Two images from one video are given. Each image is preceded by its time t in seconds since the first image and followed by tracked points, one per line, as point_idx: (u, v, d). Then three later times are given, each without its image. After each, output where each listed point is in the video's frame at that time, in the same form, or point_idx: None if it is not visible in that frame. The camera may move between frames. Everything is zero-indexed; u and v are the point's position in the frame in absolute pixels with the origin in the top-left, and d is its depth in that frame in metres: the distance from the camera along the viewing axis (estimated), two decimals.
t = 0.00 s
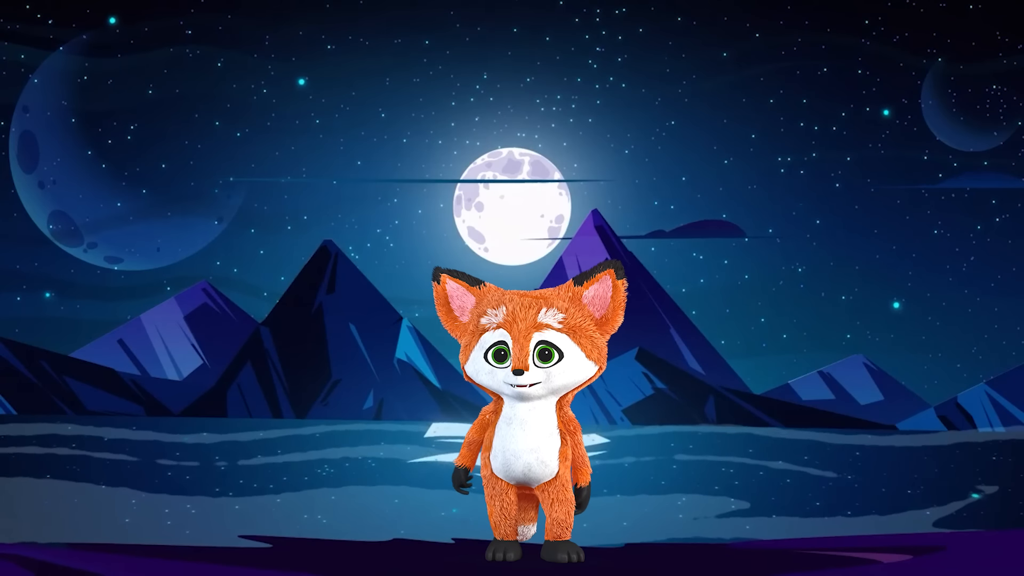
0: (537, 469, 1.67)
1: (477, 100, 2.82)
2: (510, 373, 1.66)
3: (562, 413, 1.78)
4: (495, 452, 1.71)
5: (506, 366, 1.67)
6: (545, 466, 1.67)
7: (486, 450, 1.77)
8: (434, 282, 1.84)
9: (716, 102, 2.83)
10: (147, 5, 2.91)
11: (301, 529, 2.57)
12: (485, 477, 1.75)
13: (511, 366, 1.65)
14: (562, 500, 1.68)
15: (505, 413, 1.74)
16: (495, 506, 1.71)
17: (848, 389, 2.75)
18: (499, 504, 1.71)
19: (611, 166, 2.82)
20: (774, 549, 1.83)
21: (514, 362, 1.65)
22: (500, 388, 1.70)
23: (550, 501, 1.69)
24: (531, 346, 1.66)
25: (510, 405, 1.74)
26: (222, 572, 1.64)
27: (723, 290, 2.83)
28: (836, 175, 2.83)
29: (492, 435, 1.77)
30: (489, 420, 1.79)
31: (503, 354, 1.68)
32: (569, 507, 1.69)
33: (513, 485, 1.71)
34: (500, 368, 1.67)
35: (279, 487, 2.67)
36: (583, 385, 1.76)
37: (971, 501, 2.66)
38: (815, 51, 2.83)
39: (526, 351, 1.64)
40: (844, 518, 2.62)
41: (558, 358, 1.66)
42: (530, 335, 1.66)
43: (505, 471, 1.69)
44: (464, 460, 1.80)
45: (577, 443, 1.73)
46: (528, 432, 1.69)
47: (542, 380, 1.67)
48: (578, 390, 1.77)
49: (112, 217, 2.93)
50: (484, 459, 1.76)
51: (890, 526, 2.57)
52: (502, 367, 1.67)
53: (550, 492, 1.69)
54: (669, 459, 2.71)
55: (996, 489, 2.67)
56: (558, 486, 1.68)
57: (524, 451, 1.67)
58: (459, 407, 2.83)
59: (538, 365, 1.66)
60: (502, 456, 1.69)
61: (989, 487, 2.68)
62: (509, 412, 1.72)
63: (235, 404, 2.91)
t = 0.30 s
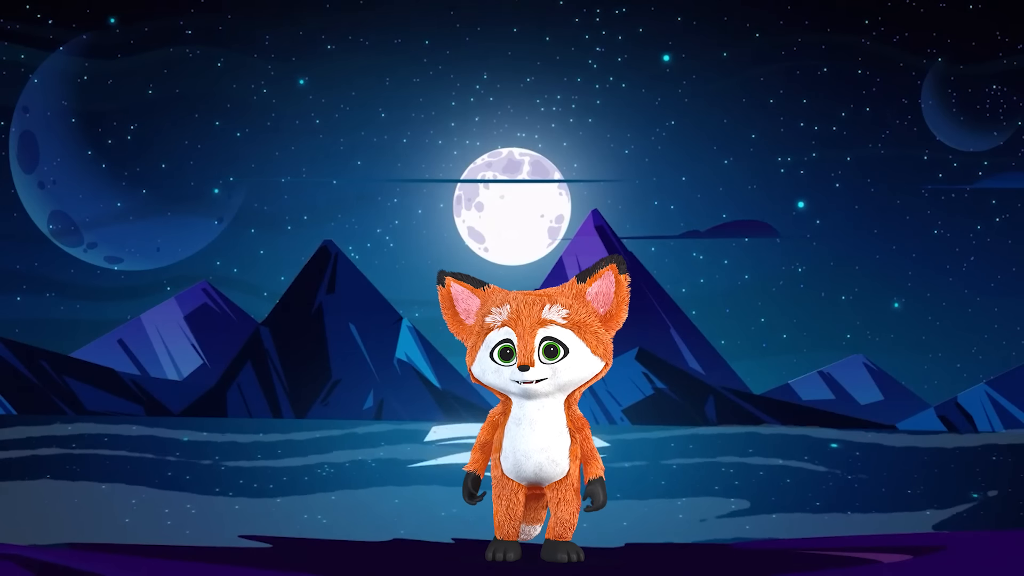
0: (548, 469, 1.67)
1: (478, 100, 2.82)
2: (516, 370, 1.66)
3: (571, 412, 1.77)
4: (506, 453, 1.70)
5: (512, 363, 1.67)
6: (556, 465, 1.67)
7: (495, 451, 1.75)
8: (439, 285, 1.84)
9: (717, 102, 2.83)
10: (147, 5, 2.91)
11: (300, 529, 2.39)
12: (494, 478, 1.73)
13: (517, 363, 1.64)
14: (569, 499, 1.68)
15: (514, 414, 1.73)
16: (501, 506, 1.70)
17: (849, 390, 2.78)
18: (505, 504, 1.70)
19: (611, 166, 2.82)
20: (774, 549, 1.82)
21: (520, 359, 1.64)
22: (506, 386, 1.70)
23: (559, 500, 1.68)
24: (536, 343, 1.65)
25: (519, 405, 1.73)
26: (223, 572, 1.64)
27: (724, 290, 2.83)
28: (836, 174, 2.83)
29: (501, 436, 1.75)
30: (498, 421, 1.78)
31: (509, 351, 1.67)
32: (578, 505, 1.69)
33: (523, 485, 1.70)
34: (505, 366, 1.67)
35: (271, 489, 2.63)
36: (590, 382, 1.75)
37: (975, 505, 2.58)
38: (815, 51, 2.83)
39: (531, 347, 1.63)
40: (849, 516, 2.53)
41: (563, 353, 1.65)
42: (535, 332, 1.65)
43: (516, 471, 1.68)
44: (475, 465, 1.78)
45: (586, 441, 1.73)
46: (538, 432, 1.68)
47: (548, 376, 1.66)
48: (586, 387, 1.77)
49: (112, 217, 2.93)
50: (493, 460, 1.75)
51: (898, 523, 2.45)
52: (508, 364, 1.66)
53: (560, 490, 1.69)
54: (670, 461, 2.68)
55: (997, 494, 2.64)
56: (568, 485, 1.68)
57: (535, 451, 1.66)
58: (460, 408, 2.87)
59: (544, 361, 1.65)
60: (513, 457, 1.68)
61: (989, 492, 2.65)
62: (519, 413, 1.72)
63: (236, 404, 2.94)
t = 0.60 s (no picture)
0: (556, 469, 1.66)
1: (478, 100, 2.82)
2: (521, 371, 1.65)
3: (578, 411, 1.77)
4: (514, 453, 1.70)
5: (517, 365, 1.66)
6: (563, 465, 1.66)
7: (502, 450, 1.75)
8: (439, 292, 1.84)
9: (717, 101, 2.83)
10: (147, 6, 2.91)
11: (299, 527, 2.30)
12: (500, 477, 1.73)
13: (522, 364, 1.64)
14: (572, 500, 1.68)
15: (522, 414, 1.73)
16: (505, 505, 1.69)
17: (849, 390, 2.76)
18: (509, 504, 1.69)
19: (611, 166, 2.82)
20: (774, 550, 1.82)
21: (525, 360, 1.64)
22: (512, 388, 1.69)
23: (566, 499, 1.68)
24: (539, 342, 1.65)
25: (527, 406, 1.73)
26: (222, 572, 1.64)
27: (724, 290, 2.83)
28: (836, 175, 2.83)
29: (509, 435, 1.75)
30: (506, 420, 1.77)
31: (513, 353, 1.67)
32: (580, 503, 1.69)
33: (530, 485, 1.70)
34: (511, 368, 1.66)
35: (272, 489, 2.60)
36: (596, 378, 1.75)
37: (975, 506, 2.50)
38: (815, 50, 2.83)
39: (534, 347, 1.63)
40: (848, 514, 2.49)
41: (567, 351, 1.66)
42: (537, 331, 1.65)
43: (524, 471, 1.68)
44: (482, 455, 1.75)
45: (593, 440, 1.71)
46: (547, 432, 1.68)
47: (554, 375, 1.66)
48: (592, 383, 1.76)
49: (112, 217, 2.93)
50: (500, 459, 1.74)
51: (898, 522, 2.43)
52: (513, 366, 1.66)
53: (567, 490, 1.68)
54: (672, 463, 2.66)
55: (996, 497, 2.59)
56: (575, 485, 1.68)
57: (543, 451, 1.66)
58: (459, 408, 2.87)
59: (548, 360, 1.65)
60: (521, 457, 1.68)
61: (988, 493, 2.60)
62: (527, 413, 1.72)
63: (235, 403, 2.94)
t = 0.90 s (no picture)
0: (551, 469, 1.66)
1: (478, 100, 2.82)
2: (520, 370, 1.65)
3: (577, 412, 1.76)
4: (510, 453, 1.70)
5: (516, 366, 1.66)
6: (559, 465, 1.66)
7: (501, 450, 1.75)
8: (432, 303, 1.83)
9: (717, 101, 2.83)
10: (147, 6, 2.91)
11: (299, 527, 2.27)
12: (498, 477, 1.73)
13: (521, 363, 1.64)
14: (570, 501, 1.67)
15: (519, 414, 1.73)
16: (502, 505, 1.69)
17: (848, 390, 2.81)
18: (506, 504, 1.70)
19: (611, 166, 2.83)
20: (774, 549, 1.82)
21: (523, 359, 1.64)
22: (512, 389, 1.69)
23: (563, 500, 1.67)
24: (536, 340, 1.65)
25: (525, 405, 1.73)
26: (223, 572, 1.64)
27: (724, 289, 2.83)
28: (836, 174, 2.83)
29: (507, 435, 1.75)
30: (505, 419, 1.77)
31: (511, 354, 1.67)
32: (579, 504, 1.68)
33: (526, 485, 1.70)
34: (510, 369, 1.66)
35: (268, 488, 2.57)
36: (595, 374, 1.75)
37: (973, 504, 2.44)
38: (815, 50, 2.83)
39: (531, 345, 1.63)
40: (848, 513, 2.41)
41: (565, 346, 1.66)
42: (533, 329, 1.65)
43: (519, 471, 1.68)
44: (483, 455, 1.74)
45: (592, 442, 1.71)
46: (543, 432, 1.68)
47: (553, 372, 1.66)
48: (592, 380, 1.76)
49: (112, 217, 2.93)
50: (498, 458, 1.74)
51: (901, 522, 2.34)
52: (512, 367, 1.66)
53: (564, 490, 1.67)
54: (669, 463, 2.70)
55: (998, 495, 2.52)
56: (571, 486, 1.67)
57: (538, 451, 1.66)
58: (460, 408, 2.94)
59: (547, 357, 1.65)
60: (516, 457, 1.68)
61: (989, 493, 2.54)
62: (524, 413, 1.72)
63: (236, 403, 2.93)
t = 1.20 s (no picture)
0: (537, 470, 1.66)
1: (478, 100, 2.82)
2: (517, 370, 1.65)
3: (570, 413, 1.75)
4: (498, 452, 1.71)
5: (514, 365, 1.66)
6: (546, 466, 1.66)
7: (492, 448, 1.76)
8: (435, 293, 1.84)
9: (717, 101, 2.83)
10: (147, 6, 2.91)
11: (298, 527, 2.26)
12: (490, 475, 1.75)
13: (518, 363, 1.64)
14: (563, 501, 1.67)
15: (509, 414, 1.74)
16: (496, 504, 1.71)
17: (848, 390, 2.82)
18: (500, 503, 1.72)
19: (611, 166, 2.83)
20: (773, 549, 1.83)
21: (522, 359, 1.64)
22: (507, 387, 1.69)
23: (554, 501, 1.67)
24: (536, 341, 1.65)
25: (516, 405, 1.74)
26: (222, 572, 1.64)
27: (724, 290, 2.83)
28: (836, 174, 2.83)
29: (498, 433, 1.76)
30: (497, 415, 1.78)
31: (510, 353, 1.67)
32: (572, 506, 1.68)
33: (516, 484, 1.71)
34: (507, 367, 1.66)
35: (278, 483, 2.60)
36: (593, 379, 1.74)
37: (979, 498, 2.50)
38: (815, 50, 2.83)
39: (531, 345, 1.63)
40: (848, 514, 2.39)
41: (564, 350, 1.65)
42: (534, 329, 1.65)
43: (507, 471, 1.69)
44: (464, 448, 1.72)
45: (584, 445, 1.69)
46: (530, 433, 1.68)
47: (550, 375, 1.66)
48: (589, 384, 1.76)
49: (112, 217, 2.93)
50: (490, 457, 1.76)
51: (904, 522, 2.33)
52: (510, 365, 1.66)
53: (553, 491, 1.67)
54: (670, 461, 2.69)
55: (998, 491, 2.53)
56: (561, 488, 1.67)
57: (524, 451, 1.66)
58: (459, 408, 2.91)
59: (546, 359, 1.65)
60: (504, 456, 1.69)
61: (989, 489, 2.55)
62: (513, 413, 1.72)
63: (236, 403, 2.95)
